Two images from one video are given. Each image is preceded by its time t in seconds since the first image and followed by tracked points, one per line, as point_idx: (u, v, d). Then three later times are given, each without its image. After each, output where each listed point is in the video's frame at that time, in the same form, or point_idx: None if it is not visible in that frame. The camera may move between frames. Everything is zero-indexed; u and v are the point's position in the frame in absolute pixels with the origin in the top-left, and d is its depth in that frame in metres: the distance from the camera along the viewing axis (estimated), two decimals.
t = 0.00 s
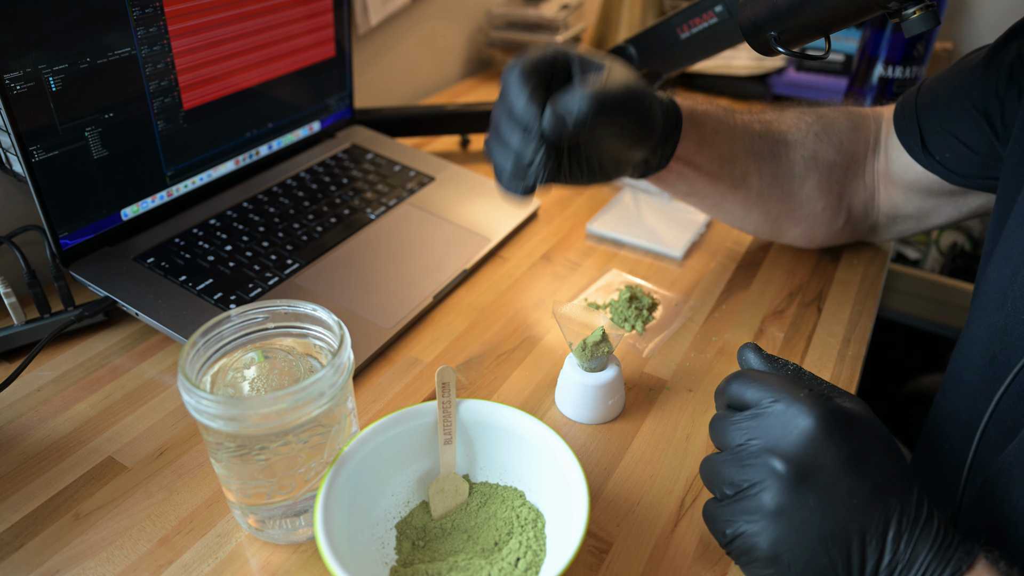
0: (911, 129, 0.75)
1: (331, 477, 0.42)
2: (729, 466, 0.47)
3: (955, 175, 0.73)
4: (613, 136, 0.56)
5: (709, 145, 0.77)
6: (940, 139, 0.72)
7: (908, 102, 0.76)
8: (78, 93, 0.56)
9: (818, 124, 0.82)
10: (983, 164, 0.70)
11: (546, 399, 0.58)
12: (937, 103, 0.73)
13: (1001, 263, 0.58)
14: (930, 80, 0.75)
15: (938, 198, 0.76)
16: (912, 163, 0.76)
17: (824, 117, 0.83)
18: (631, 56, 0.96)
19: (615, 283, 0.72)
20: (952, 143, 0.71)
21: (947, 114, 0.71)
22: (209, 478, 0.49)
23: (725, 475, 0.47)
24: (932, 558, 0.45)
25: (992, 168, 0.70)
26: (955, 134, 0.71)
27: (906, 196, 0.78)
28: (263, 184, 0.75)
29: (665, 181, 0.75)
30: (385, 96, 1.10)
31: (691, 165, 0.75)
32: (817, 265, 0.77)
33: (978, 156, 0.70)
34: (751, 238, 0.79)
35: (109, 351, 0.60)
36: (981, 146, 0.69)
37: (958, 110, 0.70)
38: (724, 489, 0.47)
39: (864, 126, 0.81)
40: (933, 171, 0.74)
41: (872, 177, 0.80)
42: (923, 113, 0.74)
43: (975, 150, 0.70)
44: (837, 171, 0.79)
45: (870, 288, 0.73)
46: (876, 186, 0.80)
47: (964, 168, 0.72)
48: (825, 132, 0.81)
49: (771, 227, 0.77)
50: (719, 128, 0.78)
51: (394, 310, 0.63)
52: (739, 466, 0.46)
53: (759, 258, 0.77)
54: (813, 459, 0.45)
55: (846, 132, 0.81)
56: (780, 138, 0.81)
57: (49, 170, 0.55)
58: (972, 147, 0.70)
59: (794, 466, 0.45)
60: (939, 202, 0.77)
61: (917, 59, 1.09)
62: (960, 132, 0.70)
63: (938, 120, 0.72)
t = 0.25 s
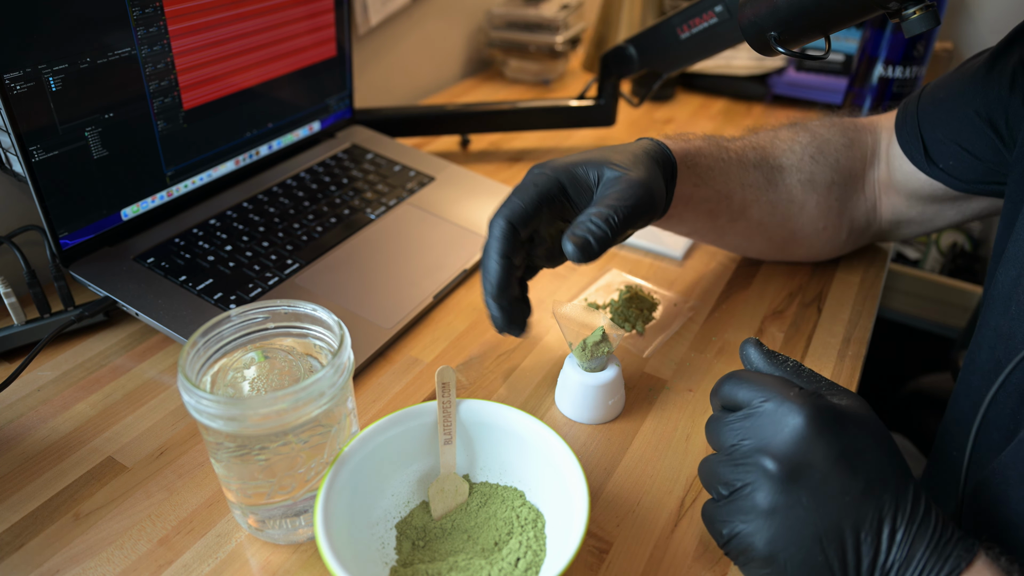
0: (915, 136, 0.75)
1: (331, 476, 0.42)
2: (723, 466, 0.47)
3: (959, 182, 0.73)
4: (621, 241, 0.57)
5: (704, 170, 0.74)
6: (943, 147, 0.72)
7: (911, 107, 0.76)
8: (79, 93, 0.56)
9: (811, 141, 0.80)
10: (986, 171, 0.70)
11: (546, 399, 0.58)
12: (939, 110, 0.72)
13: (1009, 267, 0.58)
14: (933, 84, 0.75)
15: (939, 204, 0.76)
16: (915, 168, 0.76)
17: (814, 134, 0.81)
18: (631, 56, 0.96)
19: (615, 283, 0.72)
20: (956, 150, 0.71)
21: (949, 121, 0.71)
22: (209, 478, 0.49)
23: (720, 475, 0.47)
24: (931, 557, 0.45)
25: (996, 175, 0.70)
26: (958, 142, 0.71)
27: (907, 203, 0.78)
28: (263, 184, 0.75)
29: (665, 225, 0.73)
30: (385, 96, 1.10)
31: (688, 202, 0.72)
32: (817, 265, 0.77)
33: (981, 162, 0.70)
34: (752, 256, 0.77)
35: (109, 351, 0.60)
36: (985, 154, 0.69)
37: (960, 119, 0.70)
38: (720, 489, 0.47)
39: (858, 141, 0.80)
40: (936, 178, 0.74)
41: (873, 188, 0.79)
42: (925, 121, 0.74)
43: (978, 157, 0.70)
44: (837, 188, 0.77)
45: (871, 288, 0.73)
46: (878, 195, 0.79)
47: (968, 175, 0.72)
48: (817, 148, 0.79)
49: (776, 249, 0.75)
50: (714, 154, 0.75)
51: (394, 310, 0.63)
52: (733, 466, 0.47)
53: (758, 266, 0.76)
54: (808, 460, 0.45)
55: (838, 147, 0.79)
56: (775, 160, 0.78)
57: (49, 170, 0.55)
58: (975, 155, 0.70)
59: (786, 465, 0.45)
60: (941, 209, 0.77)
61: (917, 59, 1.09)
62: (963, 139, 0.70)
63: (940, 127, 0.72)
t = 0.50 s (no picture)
0: (914, 133, 0.75)
1: (331, 476, 0.42)
2: (725, 467, 0.47)
3: (957, 179, 0.72)
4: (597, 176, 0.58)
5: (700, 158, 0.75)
6: (943, 143, 0.72)
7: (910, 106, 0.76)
8: (78, 93, 0.56)
9: (809, 135, 0.81)
10: (985, 168, 0.70)
11: (546, 399, 0.58)
12: (939, 107, 0.72)
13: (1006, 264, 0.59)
14: (932, 83, 0.75)
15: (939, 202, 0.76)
16: (915, 165, 0.75)
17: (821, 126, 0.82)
18: (631, 56, 0.96)
19: (615, 283, 0.72)
20: (955, 147, 0.71)
21: (949, 118, 0.71)
22: (209, 478, 0.49)
23: (721, 476, 0.47)
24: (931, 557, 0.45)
25: (994, 172, 0.70)
26: (957, 138, 0.71)
27: (907, 199, 0.77)
28: (263, 184, 0.75)
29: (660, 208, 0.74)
30: (385, 96, 1.10)
31: (683, 183, 0.73)
32: (817, 265, 0.77)
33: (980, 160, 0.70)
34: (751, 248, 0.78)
35: (109, 351, 0.60)
36: (985, 151, 0.69)
37: (960, 115, 0.70)
38: (721, 490, 0.47)
39: (857, 134, 0.80)
40: (936, 175, 0.74)
41: (872, 185, 0.79)
42: (925, 117, 0.74)
43: (977, 154, 0.70)
44: (833, 181, 0.78)
45: (871, 288, 0.73)
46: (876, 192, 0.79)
47: (966, 172, 0.71)
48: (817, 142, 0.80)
49: (770, 240, 0.77)
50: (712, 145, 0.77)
51: (394, 310, 0.63)
52: (734, 467, 0.47)
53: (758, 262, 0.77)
54: (809, 461, 0.45)
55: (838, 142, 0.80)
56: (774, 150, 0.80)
57: (49, 170, 0.55)
58: (975, 151, 0.70)
59: (788, 467, 0.45)
60: (940, 206, 0.76)
61: (917, 59, 1.09)
62: (962, 135, 0.70)
63: (940, 124, 0.72)
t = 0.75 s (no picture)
0: (916, 127, 0.76)
1: (331, 477, 0.42)
2: (721, 465, 0.48)
3: (957, 172, 0.74)
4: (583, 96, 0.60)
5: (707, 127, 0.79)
6: (940, 135, 0.74)
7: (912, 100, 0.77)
8: (78, 93, 0.56)
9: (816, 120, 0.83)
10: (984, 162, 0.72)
11: (547, 398, 0.58)
12: (939, 103, 0.73)
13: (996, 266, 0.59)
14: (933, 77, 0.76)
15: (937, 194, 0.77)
16: (914, 156, 0.77)
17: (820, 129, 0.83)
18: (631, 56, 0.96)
19: (615, 283, 0.72)
20: (954, 142, 0.73)
21: (948, 111, 0.72)
22: (209, 478, 0.49)
23: (717, 474, 0.47)
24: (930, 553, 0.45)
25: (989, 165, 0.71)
26: (955, 131, 0.72)
27: (906, 191, 0.79)
28: (263, 184, 0.75)
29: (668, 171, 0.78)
30: (385, 96, 1.10)
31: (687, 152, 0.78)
32: (817, 265, 0.77)
33: (977, 152, 0.71)
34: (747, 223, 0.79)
35: (109, 351, 0.60)
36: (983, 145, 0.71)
37: (960, 111, 0.71)
38: (718, 489, 0.47)
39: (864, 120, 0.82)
40: (932, 166, 0.75)
41: (873, 172, 0.81)
42: (924, 109, 0.75)
43: (973, 147, 0.71)
44: (836, 164, 0.80)
45: (871, 288, 0.73)
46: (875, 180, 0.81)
47: (965, 166, 0.73)
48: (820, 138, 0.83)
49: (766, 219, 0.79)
50: (712, 129, 0.80)
51: (394, 310, 0.63)
52: (730, 464, 0.47)
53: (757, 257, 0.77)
54: (804, 453, 0.46)
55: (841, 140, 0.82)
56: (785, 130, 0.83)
57: (49, 170, 0.55)
58: (970, 144, 0.71)
59: (783, 460, 0.45)
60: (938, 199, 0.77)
61: (917, 59, 1.09)
62: (961, 131, 0.72)
63: (940, 118, 0.73)
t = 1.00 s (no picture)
0: (915, 129, 0.78)
1: (331, 476, 0.42)
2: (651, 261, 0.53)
3: (954, 175, 0.76)
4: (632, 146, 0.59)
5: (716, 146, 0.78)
6: (941, 140, 0.76)
7: (911, 101, 0.78)
8: (79, 93, 0.56)
9: (820, 123, 0.84)
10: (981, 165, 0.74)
11: (547, 398, 0.58)
12: (940, 105, 0.75)
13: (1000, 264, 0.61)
14: (930, 78, 0.78)
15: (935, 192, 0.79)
16: (914, 159, 0.79)
17: (817, 129, 0.83)
18: (630, 56, 0.96)
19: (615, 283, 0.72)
20: (953, 145, 0.75)
21: (949, 117, 0.74)
22: (209, 478, 0.49)
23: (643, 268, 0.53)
24: (962, 540, 0.42)
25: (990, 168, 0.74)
26: (956, 138, 0.74)
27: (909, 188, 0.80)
28: (263, 184, 0.75)
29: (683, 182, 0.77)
30: (385, 96, 1.10)
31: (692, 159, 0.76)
32: (817, 265, 0.77)
33: (977, 157, 0.74)
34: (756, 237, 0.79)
35: (110, 351, 0.60)
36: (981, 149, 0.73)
37: (960, 114, 0.73)
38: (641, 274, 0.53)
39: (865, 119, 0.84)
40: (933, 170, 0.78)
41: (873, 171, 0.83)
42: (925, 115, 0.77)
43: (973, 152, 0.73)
44: (836, 161, 0.82)
45: (870, 288, 0.73)
46: (877, 179, 0.82)
47: (962, 169, 0.75)
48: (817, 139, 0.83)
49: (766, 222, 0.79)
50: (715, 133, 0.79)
51: (394, 310, 0.63)
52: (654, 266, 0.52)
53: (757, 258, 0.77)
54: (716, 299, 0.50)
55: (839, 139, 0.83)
56: (787, 131, 0.84)
57: (49, 170, 0.55)
58: (971, 150, 0.74)
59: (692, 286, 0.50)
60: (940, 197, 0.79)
61: (917, 59, 1.09)
62: (961, 134, 0.74)
63: (940, 122, 0.75)
